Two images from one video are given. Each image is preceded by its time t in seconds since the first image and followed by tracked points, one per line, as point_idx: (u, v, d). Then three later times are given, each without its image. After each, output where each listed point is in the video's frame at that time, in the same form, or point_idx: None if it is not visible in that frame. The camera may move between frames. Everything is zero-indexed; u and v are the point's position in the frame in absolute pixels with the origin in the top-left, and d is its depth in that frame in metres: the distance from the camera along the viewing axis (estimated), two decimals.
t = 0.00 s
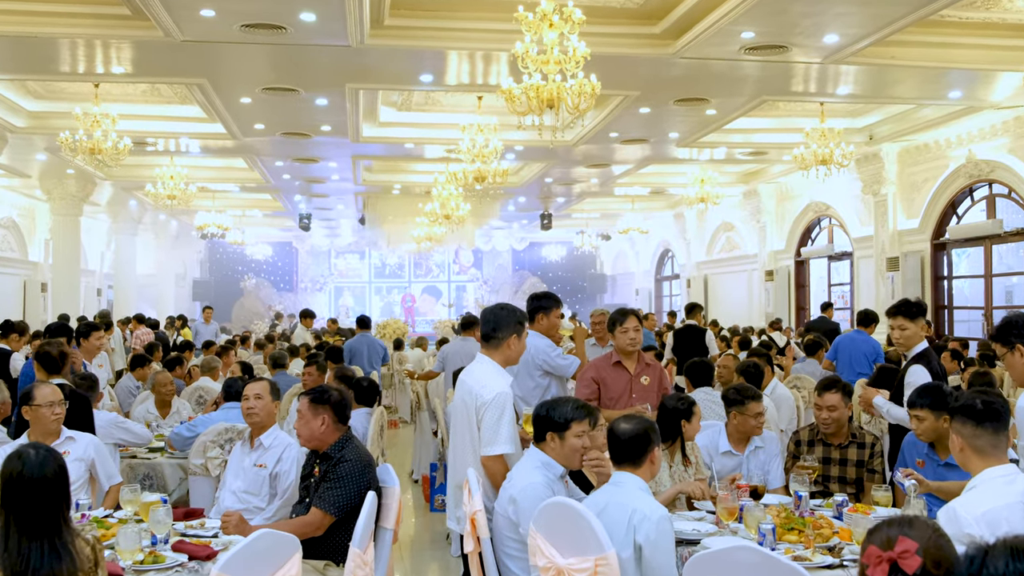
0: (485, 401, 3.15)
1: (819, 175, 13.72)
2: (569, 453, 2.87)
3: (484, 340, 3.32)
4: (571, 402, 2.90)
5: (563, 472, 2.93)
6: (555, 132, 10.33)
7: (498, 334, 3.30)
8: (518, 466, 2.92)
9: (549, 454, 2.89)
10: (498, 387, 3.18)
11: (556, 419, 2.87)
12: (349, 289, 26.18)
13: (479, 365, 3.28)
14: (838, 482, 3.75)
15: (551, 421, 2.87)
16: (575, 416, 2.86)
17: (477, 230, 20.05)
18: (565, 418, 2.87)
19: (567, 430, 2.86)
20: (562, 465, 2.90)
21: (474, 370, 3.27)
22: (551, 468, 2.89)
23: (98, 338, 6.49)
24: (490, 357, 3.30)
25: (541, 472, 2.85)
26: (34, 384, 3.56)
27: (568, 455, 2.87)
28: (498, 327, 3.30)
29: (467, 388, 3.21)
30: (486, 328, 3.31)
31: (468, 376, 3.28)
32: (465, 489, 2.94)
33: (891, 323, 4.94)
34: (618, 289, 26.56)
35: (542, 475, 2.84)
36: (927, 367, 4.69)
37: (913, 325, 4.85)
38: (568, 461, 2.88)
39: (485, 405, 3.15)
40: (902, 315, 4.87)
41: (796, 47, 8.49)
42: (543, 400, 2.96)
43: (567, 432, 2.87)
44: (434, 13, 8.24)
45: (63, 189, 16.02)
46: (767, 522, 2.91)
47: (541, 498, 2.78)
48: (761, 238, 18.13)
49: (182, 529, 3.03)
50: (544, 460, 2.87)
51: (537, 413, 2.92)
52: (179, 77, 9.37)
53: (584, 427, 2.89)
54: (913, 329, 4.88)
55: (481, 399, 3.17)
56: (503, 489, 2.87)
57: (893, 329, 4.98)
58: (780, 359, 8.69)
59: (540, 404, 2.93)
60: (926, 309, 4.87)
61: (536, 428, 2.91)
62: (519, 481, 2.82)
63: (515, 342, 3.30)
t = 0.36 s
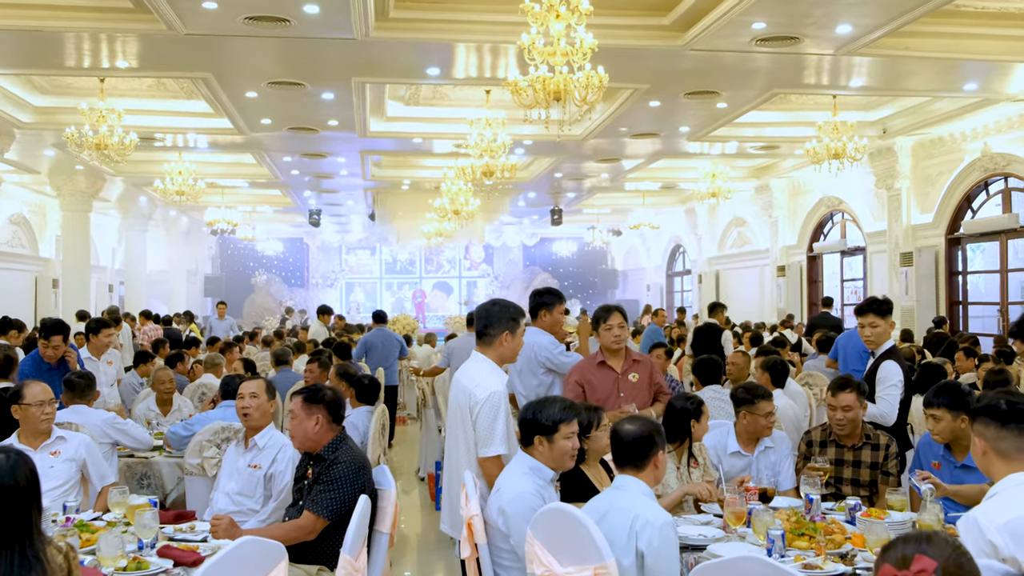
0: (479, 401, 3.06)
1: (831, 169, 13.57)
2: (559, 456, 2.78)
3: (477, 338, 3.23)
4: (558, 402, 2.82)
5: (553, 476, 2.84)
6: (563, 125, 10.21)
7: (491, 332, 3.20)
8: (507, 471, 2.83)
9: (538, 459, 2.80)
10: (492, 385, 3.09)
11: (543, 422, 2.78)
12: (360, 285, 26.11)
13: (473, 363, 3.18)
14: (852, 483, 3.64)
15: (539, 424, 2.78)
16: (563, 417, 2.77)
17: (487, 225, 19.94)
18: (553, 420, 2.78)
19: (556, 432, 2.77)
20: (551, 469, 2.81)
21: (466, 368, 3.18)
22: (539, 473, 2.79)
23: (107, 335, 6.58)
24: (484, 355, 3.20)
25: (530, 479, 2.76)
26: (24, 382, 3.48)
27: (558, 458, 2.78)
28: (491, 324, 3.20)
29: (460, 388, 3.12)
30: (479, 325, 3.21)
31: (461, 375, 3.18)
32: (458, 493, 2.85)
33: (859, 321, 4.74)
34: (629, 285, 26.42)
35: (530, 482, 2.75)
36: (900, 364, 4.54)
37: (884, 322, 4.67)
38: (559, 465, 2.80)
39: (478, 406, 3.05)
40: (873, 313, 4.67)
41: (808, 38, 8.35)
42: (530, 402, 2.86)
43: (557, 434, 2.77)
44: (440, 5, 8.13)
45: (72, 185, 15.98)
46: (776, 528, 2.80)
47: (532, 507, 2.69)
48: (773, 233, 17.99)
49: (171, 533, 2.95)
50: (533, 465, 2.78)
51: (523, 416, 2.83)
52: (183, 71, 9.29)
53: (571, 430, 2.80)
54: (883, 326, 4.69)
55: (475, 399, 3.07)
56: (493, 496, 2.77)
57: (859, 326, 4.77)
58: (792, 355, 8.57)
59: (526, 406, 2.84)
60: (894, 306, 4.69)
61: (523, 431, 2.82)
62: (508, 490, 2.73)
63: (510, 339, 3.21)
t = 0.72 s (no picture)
0: (484, 405, 2.96)
1: (856, 165, 13.37)
2: (574, 462, 2.66)
3: (481, 340, 3.14)
4: (573, 406, 2.69)
5: (567, 482, 2.72)
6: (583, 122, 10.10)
7: (493, 333, 3.11)
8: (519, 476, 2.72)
9: (552, 464, 2.69)
10: (497, 388, 2.99)
11: (558, 427, 2.65)
12: (383, 283, 26.13)
13: (477, 365, 3.09)
14: (878, 489, 3.52)
15: (553, 429, 2.66)
16: (578, 422, 2.64)
17: (509, 223, 19.86)
18: (568, 425, 2.65)
19: (570, 438, 2.64)
20: (565, 475, 2.69)
21: (471, 370, 3.09)
22: (554, 478, 2.68)
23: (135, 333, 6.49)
24: (489, 357, 3.10)
25: (542, 484, 2.64)
26: (28, 383, 3.44)
27: (573, 463, 2.66)
28: (494, 326, 3.11)
29: (465, 390, 3.03)
30: (483, 327, 3.12)
31: (466, 378, 3.09)
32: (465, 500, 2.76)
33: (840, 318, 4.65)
34: (653, 283, 26.23)
35: (543, 488, 2.63)
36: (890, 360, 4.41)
37: (865, 319, 4.56)
38: (574, 470, 2.68)
39: (483, 409, 2.96)
40: (853, 310, 4.58)
41: (831, 31, 8.20)
42: (544, 405, 2.74)
43: (571, 440, 2.65)
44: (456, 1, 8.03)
45: (95, 184, 16.03)
46: (796, 538, 2.69)
47: (544, 513, 2.59)
48: (799, 231, 17.80)
49: (170, 539, 2.90)
50: (546, 470, 2.66)
51: (537, 420, 2.70)
52: (201, 69, 9.26)
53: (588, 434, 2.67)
54: (865, 324, 4.59)
55: (480, 402, 2.98)
56: (504, 502, 2.67)
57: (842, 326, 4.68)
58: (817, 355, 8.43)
59: (540, 410, 2.71)
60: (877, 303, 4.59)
61: (536, 437, 2.70)
62: (520, 495, 2.62)
63: (513, 341, 3.12)
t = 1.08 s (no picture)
0: (502, 407, 2.86)
1: (885, 162, 13.16)
2: (602, 467, 2.52)
3: (495, 339, 3.02)
4: (602, 408, 2.55)
5: (595, 489, 2.57)
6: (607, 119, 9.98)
7: (506, 333, 2.99)
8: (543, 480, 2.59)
9: (579, 469, 2.55)
10: (516, 389, 2.88)
11: (585, 430, 2.52)
12: (407, 282, 26.13)
13: (492, 366, 2.97)
14: (913, 497, 3.39)
15: (580, 432, 2.53)
16: (606, 425, 2.51)
17: (532, 222, 19.76)
18: (595, 428, 2.52)
19: (598, 441, 2.51)
20: (592, 481, 2.54)
21: (486, 371, 2.98)
22: (580, 484, 2.53)
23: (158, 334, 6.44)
24: (504, 357, 2.99)
25: (568, 490, 2.50)
26: (36, 383, 3.37)
27: (602, 469, 2.52)
28: (506, 324, 2.99)
29: (481, 392, 2.92)
30: (496, 327, 3.01)
31: (482, 379, 2.98)
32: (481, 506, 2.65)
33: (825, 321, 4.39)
34: (678, 283, 26.04)
35: (568, 493, 2.49)
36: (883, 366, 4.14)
37: (848, 322, 4.29)
38: (603, 476, 2.53)
39: (501, 412, 2.85)
40: (837, 313, 4.32)
41: (859, 25, 8.02)
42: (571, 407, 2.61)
43: (599, 443, 2.52)
44: None
45: (120, 184, 16.07)
46: (828, 550, 2.56)
47: (568, 519, 2.44)
48: (826, 230, 17.59)
49: (176, 546, 2.83)
50: (572, 475, 2.52)
51: (564, 423, 2.58)
52: (222, 67, 9.21)
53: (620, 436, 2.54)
54: (849, 326, 4.31)
55: (497, 404, 2.87)
56: (527, 506, 2.54)
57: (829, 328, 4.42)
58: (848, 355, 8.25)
59: (567, 412, 2.58)
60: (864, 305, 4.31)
61: (563, 440, 2.57)
62: (544, 500, 2.49)
63: (527, 340, 2.99)
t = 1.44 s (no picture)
0: (525, 408, 2.68)
1: (905, 160, 12.97)
2: (634, 474, 2.40)
3: (511, 337, 2.84)
4: (636, 412, 2.42)
5: (622, 499, 2.44)
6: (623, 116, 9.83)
7: (523, 330, 2.81)
8: (568, 487, 2.45)
9: (609, 476, 2.42)
10: (537, 388, 2.71)
11: (618, 434, 2.39)
12: (421, 283, 26.04)
13: (509, 365, 2.79)
14: (947, 506, 3.24)
15: (614, 436, 2.40)
16: (640, 430, 2.38)
17: (547, 222, 19.63)
18: (629, 433, 2.39)
19: (633, 447, 2.38)
20: (621, 490, 2.42)
21: (503, 371, 2.79)
22: (608, 493, 2.40)
23: (165, 332, 6.27)
24: (521, 356, 2.80)
25: (596, 498, 2.36)
26: (36, 383, 3.29)
27: (633, 476, 2.40)
28: (524, 322, 2.81)
29: (500, 392, 2.73)
30: (514, 324, 2.82)
31: (499, 379, 2.79)
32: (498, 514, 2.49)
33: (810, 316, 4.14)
34: (694, 283, 25.84)
35: (596, 500, 2.36)
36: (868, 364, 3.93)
37: (833, 318, 4.05)
38: (633, 484, 2.41)
39: (524, 413, 2.67)
40: (822, 307, 4.07)
41: (882, 19, 7.85)
42: (602, 411, 2.49)
43: (633, 449, 2.39)
44: None
45: (134, 184, 15.99)
46: (863, 563, 2.42)
47: (593, 528, 2.30)
48: (844, 230, 17.39)
49: (178, 556, 2.73)
50: (599, 483, 2.39)
51: (596, 426, 2.44)
52: (234, 64, 9.11)
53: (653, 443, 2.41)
54: (834, 322, 4.08)
55: (519, 405, 2.69)
56: (551, 513, 2.40)
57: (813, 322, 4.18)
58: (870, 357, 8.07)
59: (599, 416, 2.45)
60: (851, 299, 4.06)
61: (593, 445, 2.44)
62: (569, 507, 2.35)
63: (545, 338, 2.81)
